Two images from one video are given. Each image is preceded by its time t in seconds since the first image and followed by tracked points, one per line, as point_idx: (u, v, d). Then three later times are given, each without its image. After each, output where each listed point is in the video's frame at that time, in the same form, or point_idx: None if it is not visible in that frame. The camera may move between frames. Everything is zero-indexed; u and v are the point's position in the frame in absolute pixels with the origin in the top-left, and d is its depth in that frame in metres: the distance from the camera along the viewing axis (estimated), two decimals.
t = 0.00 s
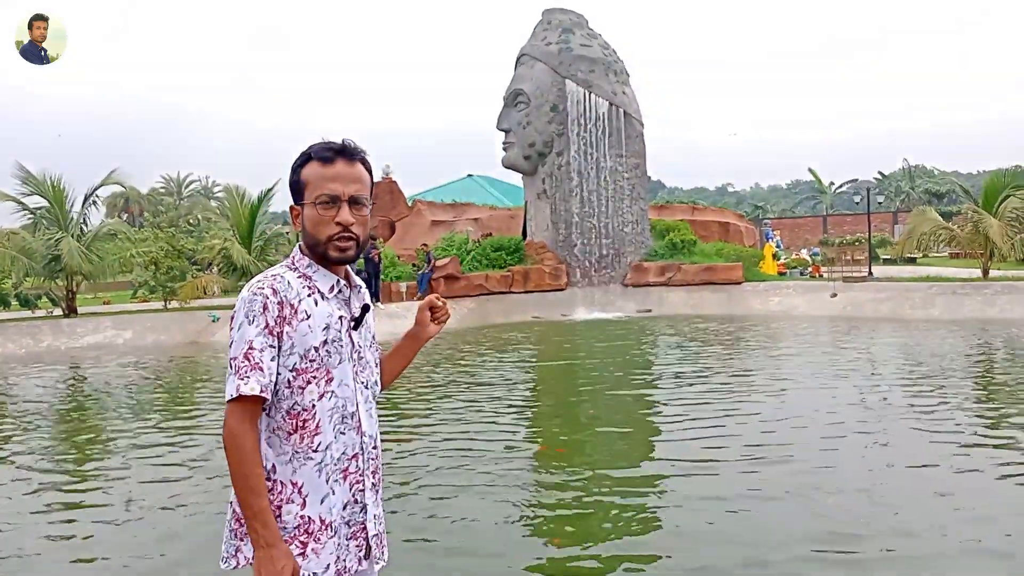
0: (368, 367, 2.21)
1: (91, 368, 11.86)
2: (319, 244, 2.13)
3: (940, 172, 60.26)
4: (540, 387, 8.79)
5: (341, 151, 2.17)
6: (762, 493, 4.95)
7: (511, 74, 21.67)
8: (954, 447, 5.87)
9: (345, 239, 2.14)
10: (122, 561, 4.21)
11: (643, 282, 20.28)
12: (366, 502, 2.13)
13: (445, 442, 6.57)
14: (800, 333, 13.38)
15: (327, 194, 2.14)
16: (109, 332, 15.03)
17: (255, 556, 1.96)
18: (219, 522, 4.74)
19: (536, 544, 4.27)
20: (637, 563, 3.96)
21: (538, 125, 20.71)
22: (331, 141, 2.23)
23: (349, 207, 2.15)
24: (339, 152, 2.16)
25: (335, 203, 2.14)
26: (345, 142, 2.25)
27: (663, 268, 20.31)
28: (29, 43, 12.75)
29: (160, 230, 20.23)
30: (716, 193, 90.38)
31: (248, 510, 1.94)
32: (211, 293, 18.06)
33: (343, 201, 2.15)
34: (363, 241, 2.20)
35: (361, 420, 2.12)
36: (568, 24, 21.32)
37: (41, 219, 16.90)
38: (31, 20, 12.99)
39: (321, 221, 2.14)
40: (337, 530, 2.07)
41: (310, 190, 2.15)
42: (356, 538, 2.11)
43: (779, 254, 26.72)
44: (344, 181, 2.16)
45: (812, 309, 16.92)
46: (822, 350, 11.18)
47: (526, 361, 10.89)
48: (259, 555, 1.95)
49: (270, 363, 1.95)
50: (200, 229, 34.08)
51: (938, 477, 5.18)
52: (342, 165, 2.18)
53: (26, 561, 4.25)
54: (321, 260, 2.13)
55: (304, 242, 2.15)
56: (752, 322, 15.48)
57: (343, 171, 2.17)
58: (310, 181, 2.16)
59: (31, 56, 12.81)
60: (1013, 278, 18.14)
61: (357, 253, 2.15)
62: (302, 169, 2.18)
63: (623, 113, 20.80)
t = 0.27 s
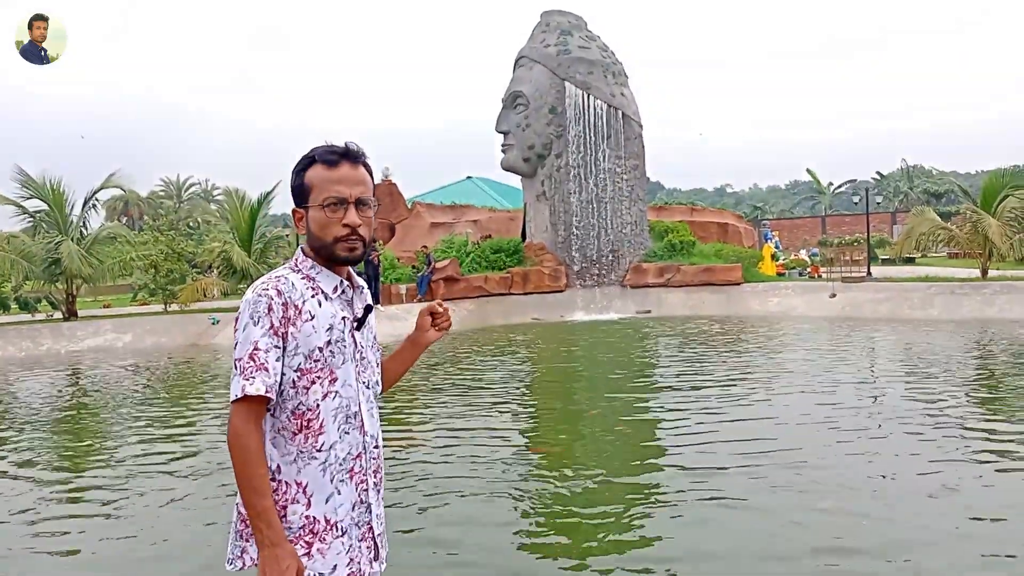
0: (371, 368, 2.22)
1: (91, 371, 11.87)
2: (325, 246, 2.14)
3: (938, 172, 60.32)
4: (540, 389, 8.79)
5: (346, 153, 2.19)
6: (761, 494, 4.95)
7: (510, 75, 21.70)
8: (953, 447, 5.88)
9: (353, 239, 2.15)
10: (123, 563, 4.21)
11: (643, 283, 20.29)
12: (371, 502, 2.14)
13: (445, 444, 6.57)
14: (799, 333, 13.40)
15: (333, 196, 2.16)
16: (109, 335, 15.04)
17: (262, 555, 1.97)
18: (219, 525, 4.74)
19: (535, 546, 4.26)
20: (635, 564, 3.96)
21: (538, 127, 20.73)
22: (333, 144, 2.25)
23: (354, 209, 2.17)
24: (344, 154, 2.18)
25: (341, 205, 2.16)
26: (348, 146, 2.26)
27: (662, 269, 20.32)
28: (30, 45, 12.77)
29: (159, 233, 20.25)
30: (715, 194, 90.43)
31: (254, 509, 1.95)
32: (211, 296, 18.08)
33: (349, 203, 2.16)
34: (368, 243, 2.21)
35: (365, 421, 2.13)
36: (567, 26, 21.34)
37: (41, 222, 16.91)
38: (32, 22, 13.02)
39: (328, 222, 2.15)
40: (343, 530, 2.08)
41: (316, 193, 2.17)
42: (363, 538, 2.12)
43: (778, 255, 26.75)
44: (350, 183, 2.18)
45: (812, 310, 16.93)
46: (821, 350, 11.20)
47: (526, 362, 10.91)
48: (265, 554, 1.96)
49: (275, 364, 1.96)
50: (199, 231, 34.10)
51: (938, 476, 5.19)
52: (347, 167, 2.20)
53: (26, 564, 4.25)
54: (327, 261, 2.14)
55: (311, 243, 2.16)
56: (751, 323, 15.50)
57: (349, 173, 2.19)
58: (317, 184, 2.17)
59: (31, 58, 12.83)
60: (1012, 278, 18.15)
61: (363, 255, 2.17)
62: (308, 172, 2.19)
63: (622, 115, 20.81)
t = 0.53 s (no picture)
0: (373, 363, 2.23)
1: (93, 368, 11.88)
2: (325, 243, 2.14)
3: (940, 172, 60.25)
4: (542, 387, 8.79)
5: (346, 153, 2.19)
6: (763, 494, 4.94)
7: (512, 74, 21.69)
8: (954, 447, 5.89)
9: (351, 238, 2.15)
10: (124, 561, 4.22)
11: (644, 282, 20.28)
12: (374, 495, 2.15)
13: (447, 443, 6.57)
14: (801, 333, 13.39)
15: (333, 194, 2.16)
16: (111, 333, 15.05)
17: (265, 547, 1.97)
18: (221, 523, 4.74)
19: (535, 546, 4.26)
20: (636, 564, 3.95)
21: (540, 126, 20.72)
22: (334, 144, 2.26)
23: (354, 207, 2.17)
24: (344, 153, 2.18)
25: (341, 203, 2.16)
26: (350, 145, 2.27)
27: (664, 268, 20.32)
28: (30, 44, 12.78)
29: (161, 231, 20.26)
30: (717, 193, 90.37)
31: (258, 500, 1.95)
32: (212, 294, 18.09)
33: (348, 201, 2.16)
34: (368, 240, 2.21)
35: (368, 415, 2.14)
36: (569, 25, 21.34)
37: (43, 220, 16.92)
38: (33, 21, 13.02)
39: (328, 220, 2.15)
40: (347, 522, 2.08)
41: (317, 191, 2.17)
42: (365, 531, 2.13)
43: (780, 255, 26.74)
44: (350, 182, 2.18)
45: (813, 309, 16.92)
46: (822, 350, 11.20)
47: (527, 361, 10.92)
48: (269, 544, 1.96)
49: (278, 357, 1.97)
50: (201, 229, 34.14)
51: (938, 476, 5.20)
52: (348, 166, 2.20)
53: (28, 561, 4.26)
54: (327, 258, 2.14)
55: (310, 241, 2.16)
56: (752, 323, 15.50)
57: (349, 173, 2.19)
58: (316, 182, 2.17)
59: (32, 57, 12.84)
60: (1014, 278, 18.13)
61: (363, 252, 2.17)
62: (309, 171, 2.20)
63: (624, 114, 20.81)
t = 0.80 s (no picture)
0: (372, 359, 2.22)
1: (93, 366, 11.88)
2: (321, 239, 2.14)
3: (939, 167, 60.27)
4: (541, 384, 8.78)
5: (343, 150, 2.19)
6: (762, 490, 4.94)
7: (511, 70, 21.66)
8: (954, 441, 5.89)
9: (347, 234, 2.15)
10: (123, 559, 4.21)
11: (644, 278, 20.23)
12: (371, 491, 2.14)
13: (446, 439, 6.56)
14: (800, 328, 13.38)
15: (329, 190, 2.16)
16: (110, 331, 15.06)
17: (259, 540, 1.98)
18: (219, 521, 4.73)
19: (534, 542, 4.25)
20: (634, 560, 3.95)
21: (539, 121, 20.69)
22: (332, 140, 2.25)
23: (350, 203, 2.17)
24: (341, 150, 2.18)
25: (336, 198, 2.16)
26: (347, 140, 2.27)
27: (663, 263, 20.28)
28: (30, 43, 12.76)
29: (160, 229, 20.25)
30: (716, 189, 90.37)
31: (254, 493, 1.96)
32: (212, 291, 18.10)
33: (345, 198, 2.16)
34: (364, 236, 2.21)
35: (365, 410, 2.13)
36: (568, 21, 21.30)
37: (42, 218, 16.92)
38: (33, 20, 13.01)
39: (323, 215, 2.15)
40: (345, 517, 2.08)
41: (313, 187, 2.17)
42: (361, 527, 2.12)
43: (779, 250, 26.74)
44: (346, 179, 2.18)
45: (813, 304, 16.93)
46: (822, 345, 11.21)
47: (526, 357, 10.93)
48: (263, 537, 1.97)
49: (273, 350, 1.97)
50: (200, 227, 34.15)
51: (939, 470, 5.21)
52: (344, 163, 2.19)
53: (26, 560, 4.26)
54: (323, 253, 2.14)
55: (306, 237, 2.17)
56: (752, 318, 15.50)
57: (346, 168, 2.18)
58: (313, 179, 2.17)
59: (32, 56, 12.83)
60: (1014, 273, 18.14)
61: (358, 248, 2.17)
62: (306, 167, 2.20)
63: (623, 109, 20.78)
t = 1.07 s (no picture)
0: (368, 360, 2.21)
1: (88, 367, 11.86)
2: (316, 239, 2.14)
3: (934, 169, 60.41)
4: (537, 385, 8.77)
5: (337, 148, 2.18)
6: (757, 491, 4.93)
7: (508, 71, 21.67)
8: (949, 443, 5.91)
9: (342, 235, 2.14)
10: (116, 562, 4.19)
11: (640, 279, 20.25)
12: (364, 493, 2.13)
13: (441, 441, 6.54)
14: (796, 329, 13.41)
15: (323, 190, 2.15)
16: (106, 331, 15.03)
17: (250, 540, 1.97)
18: (214, 523, 4.71)
19: (528, 544, 4.24)
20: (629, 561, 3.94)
21: (535, 123, 20.74)
22: (326, 139, 2.24)
23: (345, 202, 2.16)
24: (336, 150, 2.17)
25: (331, 197, 2.15)
26: (341, 140, 2.26)
27: (659, 265, 20.31)
28: (30, 44, 12.74)
29: (156, 229, 20.21)
30: (712, 190, 90.49)
31: (245, 493, 1.96)
32: (207, 292, 18.07)
33: (340, 197, 2.15)
34: (358, 236, 2.20)
35: (360, 411, 2.12)
36: (565, 22, 21.30)
37: (37, 218, 16.88)
38: (32, 21, 12.99)
39: (317, 216, 2.14)
40: (339, 518, 2.07)
41: (306, 186, 2.16)
42: (353, 529, 2.11)
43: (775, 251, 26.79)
44: (342, 178, 2.17)
45: (809, 305, 16.96)
46: (817, 346, 11.24)
47: (523, 358, 10.94)
48: (254, 538, 1.97)
49: (267, 349, 1.97)
50: (195, 227, 34.08)
51: (934, 471, 5.23)
52: (339, 163, 2.18)
53: (19, 562, 4.23)
54: (318, 253, 2.14)
55: (301, 236, 2.16)
56: (748, 319, 15.53)
57: (340, 168, 2.17)
58: (307, 178, 2.16)
59: (31, 57, 12.81)
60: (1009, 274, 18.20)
61: (352, 248, 2.17)
62: (300, 167, 2.18)
63: (619, 111, 20.77)
